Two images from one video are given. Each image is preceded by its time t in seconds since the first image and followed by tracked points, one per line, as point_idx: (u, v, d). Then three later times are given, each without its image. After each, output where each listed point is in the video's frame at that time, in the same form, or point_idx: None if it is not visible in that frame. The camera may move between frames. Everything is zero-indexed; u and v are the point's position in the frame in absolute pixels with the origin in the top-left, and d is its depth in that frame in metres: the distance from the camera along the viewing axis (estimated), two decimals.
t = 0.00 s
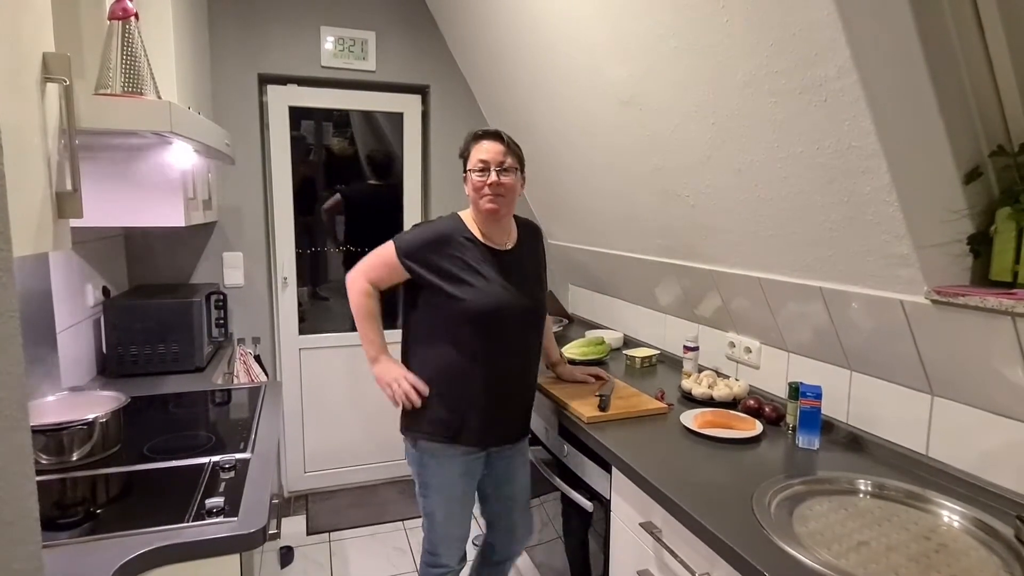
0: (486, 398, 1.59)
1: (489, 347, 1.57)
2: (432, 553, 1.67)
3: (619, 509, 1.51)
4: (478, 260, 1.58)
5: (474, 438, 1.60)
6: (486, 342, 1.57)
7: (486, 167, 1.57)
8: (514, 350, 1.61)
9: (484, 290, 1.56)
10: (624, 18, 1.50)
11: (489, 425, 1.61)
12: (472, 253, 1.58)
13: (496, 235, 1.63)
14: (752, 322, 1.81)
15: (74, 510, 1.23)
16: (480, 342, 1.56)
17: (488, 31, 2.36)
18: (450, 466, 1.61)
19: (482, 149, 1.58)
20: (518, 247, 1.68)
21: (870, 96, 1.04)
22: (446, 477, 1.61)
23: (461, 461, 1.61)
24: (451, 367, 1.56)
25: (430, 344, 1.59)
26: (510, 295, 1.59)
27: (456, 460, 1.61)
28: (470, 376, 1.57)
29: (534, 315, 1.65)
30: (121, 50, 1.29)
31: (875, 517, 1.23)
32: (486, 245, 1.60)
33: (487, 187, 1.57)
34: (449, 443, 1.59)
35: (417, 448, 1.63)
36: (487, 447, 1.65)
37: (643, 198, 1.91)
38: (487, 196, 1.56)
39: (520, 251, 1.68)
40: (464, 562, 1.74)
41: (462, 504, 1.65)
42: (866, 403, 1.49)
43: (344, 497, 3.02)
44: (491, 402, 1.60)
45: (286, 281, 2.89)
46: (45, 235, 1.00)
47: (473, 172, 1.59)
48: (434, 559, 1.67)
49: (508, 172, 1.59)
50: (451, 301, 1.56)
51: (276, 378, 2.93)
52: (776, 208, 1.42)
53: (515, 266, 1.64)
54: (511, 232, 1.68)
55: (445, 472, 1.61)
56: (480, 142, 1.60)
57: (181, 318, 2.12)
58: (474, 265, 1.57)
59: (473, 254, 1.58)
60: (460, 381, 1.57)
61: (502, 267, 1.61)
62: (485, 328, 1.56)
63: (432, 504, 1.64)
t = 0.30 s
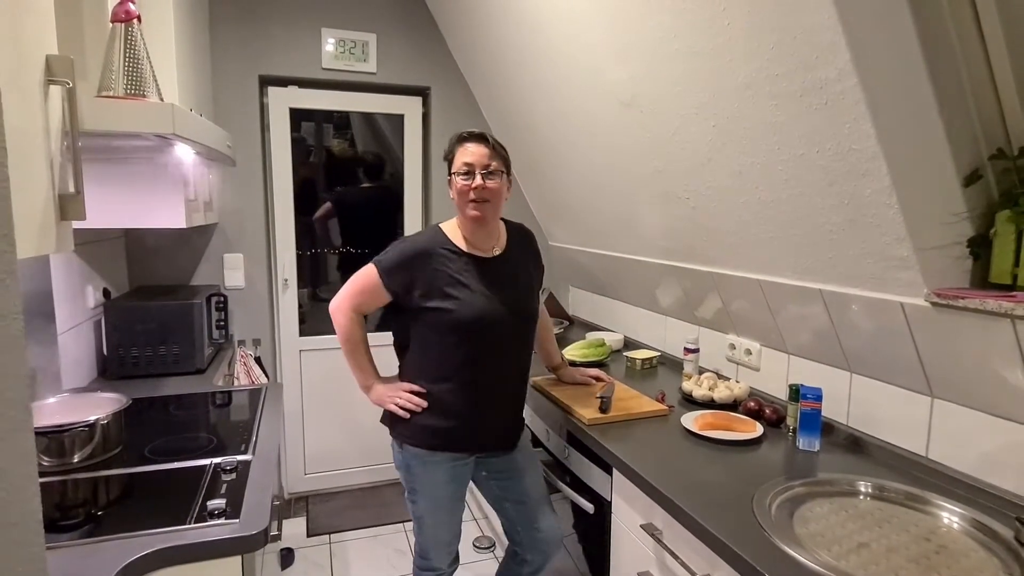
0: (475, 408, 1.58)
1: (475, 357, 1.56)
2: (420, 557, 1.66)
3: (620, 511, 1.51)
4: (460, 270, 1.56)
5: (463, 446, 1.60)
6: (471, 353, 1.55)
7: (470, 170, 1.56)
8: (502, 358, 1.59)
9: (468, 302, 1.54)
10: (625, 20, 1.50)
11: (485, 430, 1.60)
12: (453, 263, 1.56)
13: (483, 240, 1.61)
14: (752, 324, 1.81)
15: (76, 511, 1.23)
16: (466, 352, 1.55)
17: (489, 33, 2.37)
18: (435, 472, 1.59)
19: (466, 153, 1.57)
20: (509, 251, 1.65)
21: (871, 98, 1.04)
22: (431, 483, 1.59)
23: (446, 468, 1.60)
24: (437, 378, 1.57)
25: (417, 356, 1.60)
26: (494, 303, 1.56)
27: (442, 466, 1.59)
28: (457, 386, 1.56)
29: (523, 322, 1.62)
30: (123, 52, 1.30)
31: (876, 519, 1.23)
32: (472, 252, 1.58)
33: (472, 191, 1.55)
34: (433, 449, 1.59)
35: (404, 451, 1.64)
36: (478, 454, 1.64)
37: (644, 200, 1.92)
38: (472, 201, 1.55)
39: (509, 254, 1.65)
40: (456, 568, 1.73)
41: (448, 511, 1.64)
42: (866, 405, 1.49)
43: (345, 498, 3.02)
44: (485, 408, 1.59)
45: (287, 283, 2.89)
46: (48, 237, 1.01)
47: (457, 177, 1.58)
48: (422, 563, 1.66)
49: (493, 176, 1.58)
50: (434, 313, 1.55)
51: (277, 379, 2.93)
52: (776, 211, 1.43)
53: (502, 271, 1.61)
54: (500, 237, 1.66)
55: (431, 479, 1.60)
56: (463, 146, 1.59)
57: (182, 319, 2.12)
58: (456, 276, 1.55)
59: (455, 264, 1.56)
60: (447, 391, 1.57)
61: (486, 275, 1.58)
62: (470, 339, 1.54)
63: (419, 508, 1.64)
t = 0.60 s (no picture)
0: (474, 408, 1.58)
1: (473, 356, 1.56)
2: (419, 559, 1.66)
3: (623, 511, 1.51)
4: (456, 269, 1.56)
5: (463, 447, 1.60)
6: (469, 352, 1.55)
7: (464, 170, 1.56)
8: (500, 357, 1.59)
9: (464, 301, 1.54)
10: (629, 22, 1.51)
11: (485, 430, 1.60)
12: (449, 263, 1.56)
13: (478, 240, 1.61)
14: (756, 324, 1.81)
15: (80, 511, 1.23)
16: (464, 352, 1.55)
17: (492, 34, 2.37)
18: (433, 473, 1.60)
19: (460, 153, 1.58)
20: (506, 250, 1.66)
21: (875, 99, 1.04)
22: (430, 485, 1.60)
23: (445, 469, 1.60)
24: (435, 378, 1.57)
25: (416, 357, 1.60)
26: (491, 302, 1.56)
27: (440, 468, 1.60)
28: (456, 386, 1.56)
29: (522, 321, 1.62)
30: (130, 52, 1.30)
31: (879, 519, 1.23)
32: (468, 252, 1.58)
33: (466, 191, 1.55)
34: (433, 450, 1.59)
35: (403, 452, 1.64)
36: (477, 454, 1.64)
37: (647, 201, 1.92)
38: (467, 201, 1.55)
39: (506, 253, 1.65)
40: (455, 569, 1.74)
41: (448, 512, 1.64)
42: (870, 406, 1.49)
43: (348, 498, 3.03)
44: (483, 408, 1.59)
45: (289, 283, 2.89)
46: (55, 237, 1.01)
47: (451, 177, 1.58)
48: (421, 565, 1.66)
49: (487, 175, 1.58)
50: (431, 313, 1.55)
51: (279, 379, 2.93)
52: (780, 211, 1.43)
53: (500, 270, 1.61)
54: (496, 237, 1.66)
55: (429, 480, 1.60)
56: (457, 146, 1.59)
57: (185, 319, 2.12)
58: (452, 275, 1.56)
59: (451, 264, 1.56)
60: (446, 391, 1.57)
61: (483, 274, 1.58)
62: (468, 338, 1.54)
63: (418, 509, 1.64)
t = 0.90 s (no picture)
0: (477, 408, 1.59)
1: (476, 356, 1.56)
2: (423, 560, 1.67)
3: (628, 512, 1.52)
4: (460, 270, 1.57)
5: (465, 448, 1.60)
6: (472, 353, 1.56)
7: (473, 175, 1.57)
8: (504, 358, 1.59)
9: (467, 302, 1.55)
10: (635, 25, 1.51)
11: (487, 430, 1.61)
12: (453, 263, 1.57)
13: (483, 242, 1.62)
14: (761, 326, 1.82)
15: (88, 510, 1.24)
16: (467, 352, 1.56)
17: (497, 36, 2.38)
18: (436, 474, 1.60)
19: (470, 158, 1.58)
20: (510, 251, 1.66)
21: (881, 102, 1.05)
22: (433, 486, 1.60)
23: (448, 470, 1.61)
24: (438, 378, 1.58)
25: (420, 357, 1.60)
26: (494, 302, 1.57)
27: (443, 469, 1.60)
28: (459, 386, 1.57)
29: (525, 322, 1.62)
30: (141, 54, 1.31)
31: (885, 521, 1.24)
32: (472, 254, 1.59)
33: (475, 196, 1.56)
34: (436, 451, 1.60)
35: (406, 452, 1.64)
36: (480, 455, 1.64)
37: (652, 203, 1.93)
38: (475, 206, 1.56)
39: (510, 255, 1.65)
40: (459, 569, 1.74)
41: (451, 513, 1.65)
42: (875, 408, 1.49)
43: (352, 498, 3.03)
44: (486, 408, 1.60)
45: (295, 283, 2.91)
46: (67, 238, 1.02)
47: (460, 181, 1.58)
48: (425, 566, 1.67)
49: (495, 181, 1.59)
50: (434, 313, 1.56)
51: (284, 379, 2.95)
52: (785, 213, 1.43)
53: (503, 271, 1.61)
54: (500, 239, 1.67)
55: (432, 481, 1.61)
56: (467, 150, 1.59)
57: (192, 319, 2.13)
58: (456, 275, 1.56)
59: (455, 264, 1.57)
60: (449, 392, 1.57)
61: (486, 274, 1.58)
62: (471, 338, 1.55)
63: (421, 510, 1.64)
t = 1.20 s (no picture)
0: (483, 407, 1.59)
1: (483, 356, 1.57)
2: (430, 560, 1.68)
3: (635, 512, 1.52)
4: (468, 271, 1.57)
5: (472, 446, 1.61)
6: (478, 352, 1.56)
7: (520, 214, 1.53)
8: (510, 358, 1.60)
9: (475, 303, 1.55)
10: (642, 26, 1.52)
11: (494, 429, 1.61)
12: (461, 264, 1.58)
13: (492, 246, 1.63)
14: (767, 327, 1.82)
15: (98, 507, 1.25)
16: (474, 352, 1.56)
17: (504, 38, 2.38)
18: (442, 473, 1.61)
19: (521, 197, 1.51)
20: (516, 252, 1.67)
21: (889, 104, 1.05)
22: (439, 485, 1.61)
23: (454, 469, 1.62)
24: (444, 377, 1.58)
25: (426, 357, 1.61)
26: (501, 303, 1.57)
27: (450, 468, 1.61)
28: (466, 386, 1.57)
29: (531, 322, 1.62)
30: (152, 56, 1.32)
31: (892, 522, 1.24)
32: (483, 257, 1.60)
33: (514, 230, 1.55)
34: (443, 450, 1.60)
35: (413, 452, 1.65)
36: (486, 454, 1.65)
37: (658, 204, 1.93)
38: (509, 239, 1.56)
39: (517, 255, 1.66)
40: (466, 569, 1.75)
41: (457, 513, 1.65)
42: (882, 409, 1.49)
43: (357, 498, 3.04)
44: (492, 408, 1.60)
45: (301, 283, 2.92)
46: (80, 236, 1.03)
47: (503, 214, 1.52)
48: (432, 565, 1.68)
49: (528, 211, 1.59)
50: (442, 313, 1.57)
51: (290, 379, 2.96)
52: (792, 214, 1.43)
53: (510, 272, 1.62)
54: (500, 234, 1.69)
55: (439, 481, 1.61)
56: (521, 186, 1.50)
57: (200, 319, 2.15)
58: (464, 277, 1.57)
59: (463, 266, 1.58)
60: (456, 390, 1.58)
61: (494, 275, 1.59)
62: (478, 338, 1.56)
63: (428, 510, 1.65)
